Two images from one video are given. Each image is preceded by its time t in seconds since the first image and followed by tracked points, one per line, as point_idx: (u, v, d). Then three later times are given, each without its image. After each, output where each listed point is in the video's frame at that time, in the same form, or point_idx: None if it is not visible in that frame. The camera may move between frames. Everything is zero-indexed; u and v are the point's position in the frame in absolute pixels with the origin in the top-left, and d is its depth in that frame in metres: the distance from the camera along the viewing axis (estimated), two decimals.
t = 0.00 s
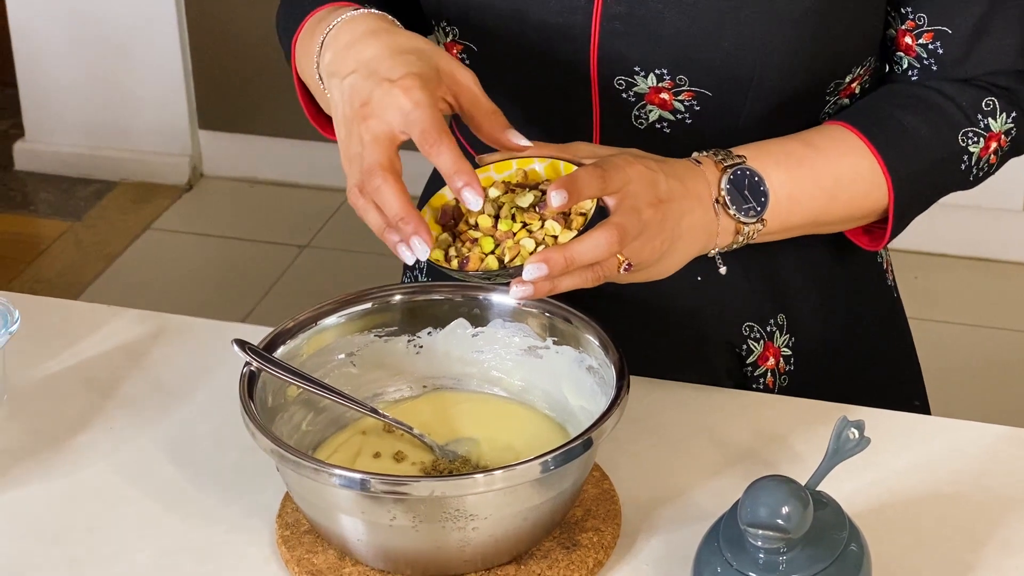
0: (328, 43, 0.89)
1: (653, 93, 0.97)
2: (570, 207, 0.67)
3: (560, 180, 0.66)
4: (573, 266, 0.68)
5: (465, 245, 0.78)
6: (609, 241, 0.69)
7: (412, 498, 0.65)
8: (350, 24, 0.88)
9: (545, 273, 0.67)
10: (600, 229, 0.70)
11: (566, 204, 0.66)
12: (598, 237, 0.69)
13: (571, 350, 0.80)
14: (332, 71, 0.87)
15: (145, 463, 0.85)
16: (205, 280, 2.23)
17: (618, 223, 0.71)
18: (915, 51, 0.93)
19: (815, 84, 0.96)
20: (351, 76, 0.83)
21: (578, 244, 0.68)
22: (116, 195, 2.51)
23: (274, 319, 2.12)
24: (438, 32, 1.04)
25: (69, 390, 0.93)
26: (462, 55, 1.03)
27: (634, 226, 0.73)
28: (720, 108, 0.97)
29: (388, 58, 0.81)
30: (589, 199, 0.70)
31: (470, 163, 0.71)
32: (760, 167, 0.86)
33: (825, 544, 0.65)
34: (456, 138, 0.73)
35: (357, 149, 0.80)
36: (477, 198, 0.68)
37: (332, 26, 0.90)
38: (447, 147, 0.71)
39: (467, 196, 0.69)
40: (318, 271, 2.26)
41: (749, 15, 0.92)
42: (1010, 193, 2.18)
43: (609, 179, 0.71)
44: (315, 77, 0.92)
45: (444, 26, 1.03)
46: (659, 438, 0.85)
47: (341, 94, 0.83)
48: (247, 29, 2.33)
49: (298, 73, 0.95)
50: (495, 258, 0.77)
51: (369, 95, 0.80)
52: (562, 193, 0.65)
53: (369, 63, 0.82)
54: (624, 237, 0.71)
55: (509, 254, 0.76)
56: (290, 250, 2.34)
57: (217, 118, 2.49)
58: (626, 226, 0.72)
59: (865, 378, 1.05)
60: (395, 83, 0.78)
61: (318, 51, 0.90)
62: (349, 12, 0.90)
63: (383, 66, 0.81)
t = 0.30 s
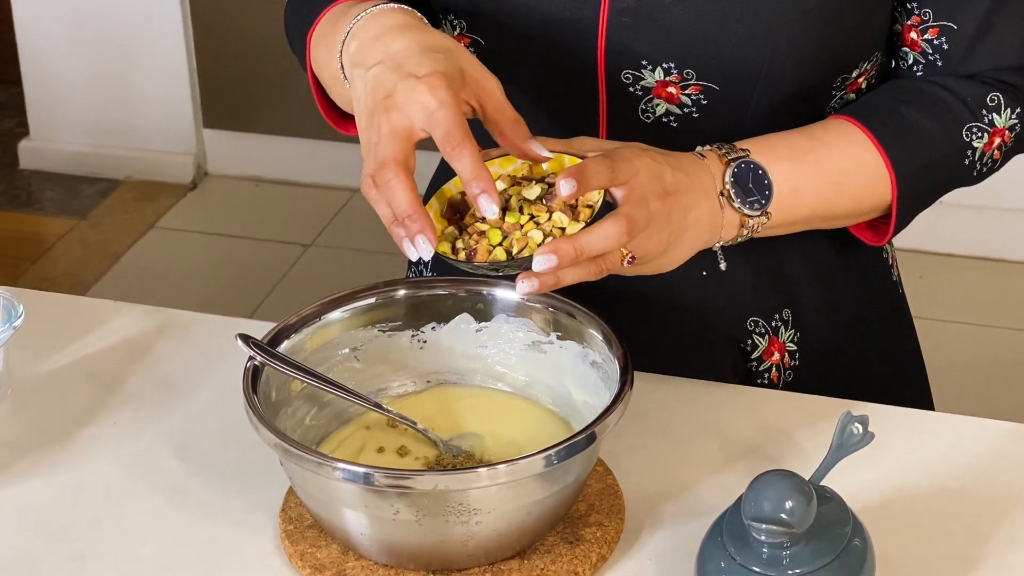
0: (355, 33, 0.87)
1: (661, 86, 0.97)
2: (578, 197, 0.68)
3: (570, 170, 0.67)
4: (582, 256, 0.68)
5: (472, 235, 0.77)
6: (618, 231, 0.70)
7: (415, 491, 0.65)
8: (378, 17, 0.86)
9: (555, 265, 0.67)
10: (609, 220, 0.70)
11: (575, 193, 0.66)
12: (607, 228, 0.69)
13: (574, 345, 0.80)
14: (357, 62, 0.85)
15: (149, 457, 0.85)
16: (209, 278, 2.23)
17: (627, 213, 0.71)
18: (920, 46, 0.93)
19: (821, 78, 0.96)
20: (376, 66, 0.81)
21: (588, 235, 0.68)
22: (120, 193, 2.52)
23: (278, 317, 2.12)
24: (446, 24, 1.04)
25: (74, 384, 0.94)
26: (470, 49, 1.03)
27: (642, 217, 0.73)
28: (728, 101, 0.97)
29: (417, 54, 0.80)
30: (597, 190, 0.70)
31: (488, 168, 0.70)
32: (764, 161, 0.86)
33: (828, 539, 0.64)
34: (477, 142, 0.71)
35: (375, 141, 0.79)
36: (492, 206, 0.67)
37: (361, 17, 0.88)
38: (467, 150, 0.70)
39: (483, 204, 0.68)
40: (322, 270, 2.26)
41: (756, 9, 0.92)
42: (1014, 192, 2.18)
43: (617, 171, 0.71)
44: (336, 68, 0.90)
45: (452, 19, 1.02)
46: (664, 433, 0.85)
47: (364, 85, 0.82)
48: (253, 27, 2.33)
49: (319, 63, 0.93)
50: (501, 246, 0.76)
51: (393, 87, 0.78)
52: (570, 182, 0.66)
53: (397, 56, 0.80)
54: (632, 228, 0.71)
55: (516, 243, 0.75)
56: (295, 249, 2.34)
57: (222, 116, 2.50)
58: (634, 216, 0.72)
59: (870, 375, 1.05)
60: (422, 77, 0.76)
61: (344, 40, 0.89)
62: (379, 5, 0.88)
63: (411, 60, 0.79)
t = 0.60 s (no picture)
0: (349, 30, 0.82)
1: (669, 73, 0.96)
2: (587, 180, 0.68)
3: (578, 153, 0.67)
4: (589, 239, 0.68)
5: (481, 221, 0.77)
6: (626, 215, 0.70)
7: (420, 485, 0.65)
8: (376, 14, 0.82)
9: (562, 247, 0.67)
10: (617, 204, 0.70)
11: (585, 175, 0.66)
12: (615, 212, 0.70)
13: (580, 340, 0.80)
14: (353, 60, 0.80)
15: (156, 451, 0.85)
16: (214, 277, 2.23)
17: (634, 199, 0.72)
18: (932, 35, 0.93)
19: (828, 71, 0.96)
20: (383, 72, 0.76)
21: (595, 218, 0.69)
22: (126, 192, 2.52)
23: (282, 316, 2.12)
24: (454, 10, 1.03)
25: (80, 379, 0.94)
26: (478, 33, 1.02)
27: (649, 203, 0.73)
28: (737, 89, 0.97)
29: (429, 61, 0.76)
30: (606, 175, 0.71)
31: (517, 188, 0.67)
32: (771, 153, 0.86)
33: (834, 534, 0.64)
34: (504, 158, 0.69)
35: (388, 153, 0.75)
36: (521, 219, 0.65)
37: (355, 11, 0.83)
38: (497, 167, 0.67)
39: (512, 217, 0.65)
40: (327, 269, 2.27)
41: None
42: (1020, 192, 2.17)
43: (625, 157, 0.72)
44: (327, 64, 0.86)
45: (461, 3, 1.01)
46: (669, 428, 0.85)
47: (368, 90, 0.77)
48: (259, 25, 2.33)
49: (306, 55, 0.89)
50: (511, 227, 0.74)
51: (407, 96, 0.74)
52: (580, 163, 0.65)
53: (406, 61, 0.76)
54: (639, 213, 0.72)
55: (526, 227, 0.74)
56: (300, 248, 2.34)
57: (227, 115, 2.50)
58: (641, 203, 0.72)
59: (876, 371, 1.05)
60: (441, 90, 0.73)
61: (335, 34, 0.84)
62: (375, 0, 0.84)
63: (423, 68, 0.75)
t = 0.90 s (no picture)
0: (355, 36, 0.79)
1: (676, 69, 0.96)
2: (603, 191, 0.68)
3: (594, 164, 0.67)
4: (607, 248, 0.68)
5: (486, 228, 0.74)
6: (642, 224, 0.69)
7: (426, 478, 0.65)
8: (385, 20, 0.78)
9: (579, 256, 0.67)
10: (633, 213, 0.69)
11: (602, 186, 0.66)
12: (632, 220, 0.69)
13: (586, 334, 0.80)
14: (360, 68, 0.77)
15: (159, 444, 0.85)
16: (218, 275, 2.24)
17: (649, 207, 0.71)
18: (938, 31, 0.92)
19: (834, 66, 0.96)
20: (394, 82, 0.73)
21: (612, 227, 0.68)
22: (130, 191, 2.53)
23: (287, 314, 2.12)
24: (458, 5, 1.03)
25: (84, 372, 0.94)
26: (482, 29, 1.02)
27: (664, 213, 0.73)
28: (745, 87, 0.96)
29: (442, 71, 0.73)
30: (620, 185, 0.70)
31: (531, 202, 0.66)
32: (778, 157, 0.85)
33: (840, 528, 0.64)
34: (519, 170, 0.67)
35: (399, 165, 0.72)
36: (532, 233, 0.64)
37: (361, 17, 0.79)
38: (513, 180, 0.65)
39: (523, 233, 0.64)
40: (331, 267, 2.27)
41: None
42: None
43: (638, 165, 0.71)
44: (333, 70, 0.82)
45: None
46: (675, 423, 0.85)
47: (378, 99, 0.75)
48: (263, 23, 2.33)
49: (306, 56, 0.86)
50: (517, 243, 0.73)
51: (420, 108, 0.72)
52: (598, 175, 0.65)
53: (417, 72, 0.73)
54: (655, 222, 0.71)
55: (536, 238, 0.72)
56: (304, 247, 2.34)
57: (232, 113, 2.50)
58: (656, 211, 0.72)
59: (882, 367, 1.05)
60: (455, 103, 0.71)
61: (341, 39, 0.80)
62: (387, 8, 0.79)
63: (436, 79, 0.73)
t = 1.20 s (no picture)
0: (362, 51, 0.78)
1: (680, 66, 0.95)
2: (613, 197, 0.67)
3: (604, 171, 0.66)
4: (617, 255, 0.67)
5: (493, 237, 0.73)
6: (653, 230, 0.68)
7: (428, 474, 0.65)
8: (393, 37, 0.77)
9: (590, 263, 0.66)
10: (643, 218, 0.68)
11: (613, 193, 0.66)
12: (643, 226, 0.68)
13: (589, 331, 0.80)
14: (368, 84, 0.76)
15: (162, 441, 0.85)
16: (222, 275, 2.24)
17: (660, 212, 0.70)
18: (942, 27, 0.92)
19: (838, 65, 0.96)
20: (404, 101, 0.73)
21: (623, 233, 0.67)
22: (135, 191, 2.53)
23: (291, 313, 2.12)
24: (462, 4, 1.03)
25: (87, 369, 0.94)
26: (485, 27, 1.02)
27: (674, 217, 0.72)
28: (749, 85, 0.96)
29: (453, 88, 0.72)
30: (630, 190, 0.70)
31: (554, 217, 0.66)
32: (785, 159, 0.84)
33: (842, 524, 0.64)
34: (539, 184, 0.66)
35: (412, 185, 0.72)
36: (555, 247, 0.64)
37: (369, 31, 0.79)
38: (535, 196, 0.65)
39: (547, 248, 0.64)
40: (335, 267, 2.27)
41: None
42: None
43: (648, 170, 0.70)
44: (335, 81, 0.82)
45: None
46: (678, 420, 0.85)
47: (389, 118, 0.74)
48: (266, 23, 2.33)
49: (307, 63, 0.86)
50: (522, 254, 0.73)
51: (433, 125, 0.71)
52: (608, 182, 0.65)
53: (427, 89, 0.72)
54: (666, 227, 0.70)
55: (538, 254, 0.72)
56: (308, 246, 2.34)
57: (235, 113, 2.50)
58: (667, 215, 0.71)
59: (886, 365, 1.05)
60: (468, 120, 0.70)
61: (347, 54, 0.79)
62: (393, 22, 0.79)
63: (447, 95, 0.72)
